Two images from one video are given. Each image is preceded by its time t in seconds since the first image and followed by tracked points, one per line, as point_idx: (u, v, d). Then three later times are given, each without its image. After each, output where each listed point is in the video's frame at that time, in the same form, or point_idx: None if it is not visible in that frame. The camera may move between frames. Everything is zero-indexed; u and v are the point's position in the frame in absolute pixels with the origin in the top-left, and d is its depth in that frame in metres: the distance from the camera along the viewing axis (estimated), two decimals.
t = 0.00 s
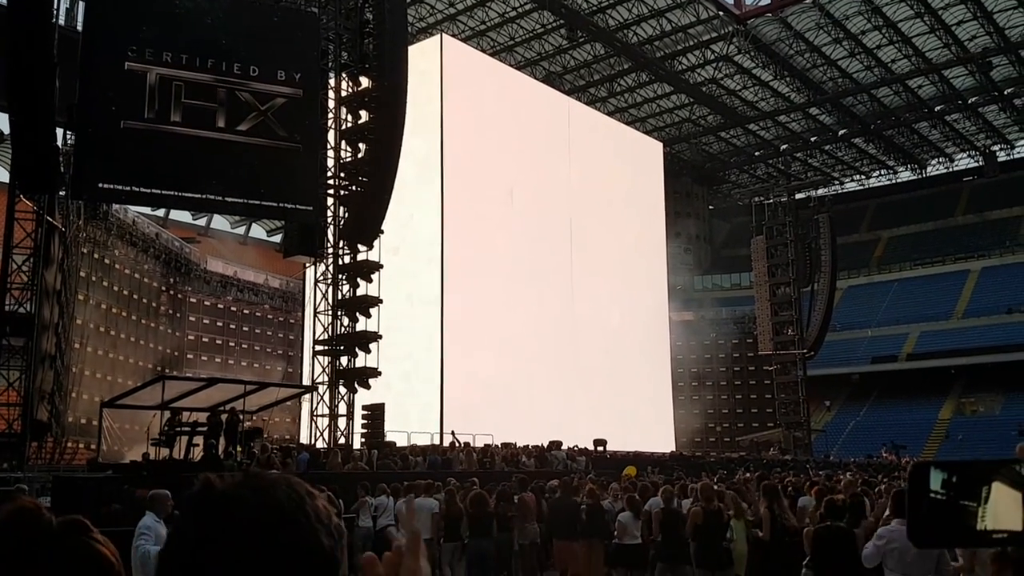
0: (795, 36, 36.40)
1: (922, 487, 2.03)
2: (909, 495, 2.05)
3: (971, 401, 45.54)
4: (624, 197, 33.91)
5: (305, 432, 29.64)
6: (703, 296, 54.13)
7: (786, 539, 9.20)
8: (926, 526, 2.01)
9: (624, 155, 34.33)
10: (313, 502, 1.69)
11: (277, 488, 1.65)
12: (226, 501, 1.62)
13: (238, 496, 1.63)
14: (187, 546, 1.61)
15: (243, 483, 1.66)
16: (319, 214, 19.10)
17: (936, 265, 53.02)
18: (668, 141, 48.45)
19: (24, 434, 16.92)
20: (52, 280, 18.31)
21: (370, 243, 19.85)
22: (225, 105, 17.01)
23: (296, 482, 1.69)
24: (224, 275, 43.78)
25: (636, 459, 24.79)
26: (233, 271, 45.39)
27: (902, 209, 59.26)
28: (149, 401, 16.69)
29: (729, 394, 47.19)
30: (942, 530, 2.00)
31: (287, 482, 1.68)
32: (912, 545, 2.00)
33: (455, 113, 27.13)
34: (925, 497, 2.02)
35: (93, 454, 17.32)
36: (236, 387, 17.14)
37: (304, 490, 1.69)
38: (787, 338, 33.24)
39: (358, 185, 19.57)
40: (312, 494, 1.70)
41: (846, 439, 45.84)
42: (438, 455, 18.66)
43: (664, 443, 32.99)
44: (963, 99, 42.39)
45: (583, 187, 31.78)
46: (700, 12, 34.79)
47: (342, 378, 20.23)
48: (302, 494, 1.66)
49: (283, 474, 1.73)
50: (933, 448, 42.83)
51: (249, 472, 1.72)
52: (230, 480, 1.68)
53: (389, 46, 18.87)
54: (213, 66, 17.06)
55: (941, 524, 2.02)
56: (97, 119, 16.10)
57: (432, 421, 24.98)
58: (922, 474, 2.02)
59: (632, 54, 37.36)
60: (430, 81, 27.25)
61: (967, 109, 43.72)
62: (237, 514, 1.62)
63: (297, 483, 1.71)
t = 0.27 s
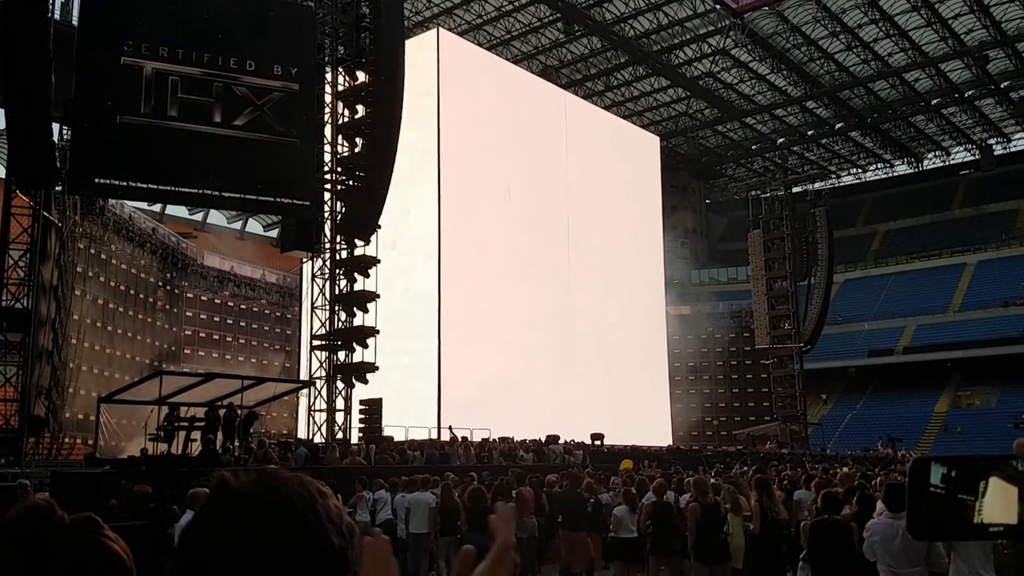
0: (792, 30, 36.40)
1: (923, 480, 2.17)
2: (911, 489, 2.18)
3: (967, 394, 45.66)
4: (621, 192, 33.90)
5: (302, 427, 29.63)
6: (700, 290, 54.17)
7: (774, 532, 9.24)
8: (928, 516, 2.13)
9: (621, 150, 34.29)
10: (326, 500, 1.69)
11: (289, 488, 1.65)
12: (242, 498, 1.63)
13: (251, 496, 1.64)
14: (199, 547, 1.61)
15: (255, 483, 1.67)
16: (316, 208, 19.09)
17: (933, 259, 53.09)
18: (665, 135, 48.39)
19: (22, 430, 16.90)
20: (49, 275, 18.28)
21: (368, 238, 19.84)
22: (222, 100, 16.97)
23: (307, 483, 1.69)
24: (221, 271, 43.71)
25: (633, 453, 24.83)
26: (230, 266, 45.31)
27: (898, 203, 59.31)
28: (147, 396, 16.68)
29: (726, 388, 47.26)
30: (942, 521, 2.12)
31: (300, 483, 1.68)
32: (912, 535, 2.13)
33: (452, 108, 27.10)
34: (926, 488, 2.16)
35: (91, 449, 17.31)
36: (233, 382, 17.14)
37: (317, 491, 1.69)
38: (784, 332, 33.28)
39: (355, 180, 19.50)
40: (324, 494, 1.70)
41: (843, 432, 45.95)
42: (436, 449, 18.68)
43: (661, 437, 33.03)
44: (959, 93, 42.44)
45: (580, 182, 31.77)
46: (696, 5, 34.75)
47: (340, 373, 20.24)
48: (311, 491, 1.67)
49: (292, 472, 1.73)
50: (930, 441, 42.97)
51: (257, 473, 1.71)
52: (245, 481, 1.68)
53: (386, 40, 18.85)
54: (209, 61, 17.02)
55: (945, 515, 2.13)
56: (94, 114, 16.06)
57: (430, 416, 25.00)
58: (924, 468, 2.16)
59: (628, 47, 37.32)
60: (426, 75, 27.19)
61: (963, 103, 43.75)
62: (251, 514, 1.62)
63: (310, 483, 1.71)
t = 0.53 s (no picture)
0: (785, 21, 36.39)
1: (915, 475, 1.97)
2: (902, 485, 1.98)
3: (959, 385, 45.87)
4: (614, 184, 33.90)
5: (296, 420, 29.64)
6: (694, 282, 54.26)
7: (764, 522, 9.31)
8: (920, 512, 1.95)
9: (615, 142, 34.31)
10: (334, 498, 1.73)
11: (280, 487, 1.69)
12: (239, 496, 1.66)
13: (245, 496, 1.67)
14: (191, 549, 1.63)
15: (252, 483, 1.71)
16: (309, 201, 19.05)
17: (925, 251, 53.25)
18: (659, 127, 48.38)
19: (15, 423, 16.87)
20: (41, 268, 18.21)
21: (361, 231, 19.80)
22: (214, 91, 16.90)
23: (306, 479, 1.73)
24: (214, 263, 43.62)
25: (627, 444, 24.91)
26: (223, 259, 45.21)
27: (891, 195, 59.45)
28: (141, 389, 16.66)
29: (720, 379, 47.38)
30: (933, 517, 1.94)
31: (298, 480, 1.72)
32: (904, 530, 1.94)
33: (446, 100, 27.05)
34: (917, 485, 1.96)
35: (84, 442, 17.29)
36: (227, 374, 17.13)
37: (313, 485, 1.73)
38: (777, 323, 33.38)
39: (349, 173, 19.42)
40: (325, 488, 1.74)
41: (835, 423, 46.13)
42: (430, 442, 18.71)
43: (654, 428, 33.12)
44: (952, 84, 42.51)
45: (573, 174, 31.77)
46: None
47: (334, 366, 20.24)
48: (308, 489, 1.70)
49: (289, 472, 1.79)
50: (922, 432, 43.18)
51: (249, 474, 1.74)
52: (235, 481, 1.72)
53: (379, 32, 18.79)
54: (201, 53, 16.95)
55: (938, 510, 1.95)
56: (85, 106, 15.95)
57: (424, 408, 25.02)
58: (914, 463, 1.96)
59: (622, 39, 37.27)
60: (420, 67, 27.14)
61: (955, 94, 43.83)
62: (250, 508, 1.65)
63: (305, 476, 1.77)
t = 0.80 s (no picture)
0: (779, 23, 36.48)
1: (904, 474, 1.93)
2: (892, 481, 1.93)
3: (954, 386, 45.99)
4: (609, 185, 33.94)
5: (292, 422, 29.62)
6: (689, 283, 54.34)
7: (757, 522, 9.33)
8: (911, 508, 1.89)
9: (610, 143, 34.35)
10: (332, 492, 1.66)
11: (279, 488, 1.62)
12: (256, 495, 1.61)
13: (253, 489, 1.62)
14: (210, 548, 1.58)
15: (254, 481, 1.64)
16: (304, 203, 19.05)
17: (919, 251, 53.39)
18: (653, 129, 48.44)
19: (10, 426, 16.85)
20: (36, 270, 18.19)
21: (357, 233, 19.80)
22: (208, 93, 16.90)
23: (302, 475, 1.67)
24: (208, 265, 43.55)
25: (623, 445, 24.93)
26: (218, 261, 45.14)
27: (885, 196, 59.59)
28: (136, 392, 16.64)
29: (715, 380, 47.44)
30: (924, 514, 1.88)
31: (300, 478, 1.66)
32: (894, 527, 1.89)
33: (440, 102, 27.07)
34: (908, 483, 1.91)
35: (80, 445, 17.26)
36: (222, 377, 17.11)
37: (311, 481, 1.67)
38: (772, 324, 33.44)
39: (344, 175, 19.51)
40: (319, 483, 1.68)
41: (831, 424, 46.22)
42: (425, 443, 18.70)
43: (650, 429, 33.16)
44: (945, 86, 42.63)
45: (568, 175, 31.80)
46: None
47: (329, 368, 20.23)
48: (306, 484, 1.65)
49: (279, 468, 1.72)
50: (917, 432, 43.30)
51: (262, 471, 1.69)
52: (235, 480, 1.66)
53: (373, 34, 18.81)
54: (195, 55, 16.96)
55: (928, 509, 1.90)
56: (79, 108, 15.94)
57: (420, 410, 25.03)
58: (904, 461, 1.92)
59: (616, 41, 37.32)
60: (414, 68, 27.15)
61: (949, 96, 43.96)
62: (279, 515, 1.59)
63: (296, 472, 1.70)
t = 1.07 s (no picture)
0: (774, 24, 36.54)
1: (896, 482, 1.89)
2: (882, 488, 1.90)
3: (949, 386, 46.07)
4: (606, 186, 33.96)
5: (288, 424, 29.59)
6: (686, 284, 54.38)
7: (752, 523, 9.38)
8: (902, 515, 1.85)
9: (606, 144, 34.39)
10: (338, 500, 1.58)
11: (292, 500, 1.55)
12: (275, 502, 1.55)
13: (274, 499, 1.55)
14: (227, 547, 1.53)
15: (271, 493, 1.57)
16: (301, 204, 19.03)
17: (915, 252, 53.49)
18: (649, 130, 48.47)
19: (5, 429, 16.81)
20: (32, 273, 18.16)
21: (353, 234, 19.78)
22: (204, 95, 16.89)
23: (310, 485, 1.59)
24: (205, 267, 43.50)
25: (619, 446, 24.94)
26: (215, 263, 45.09)
27: (881, 196, 59.71)
28: (132, 394, 16.60)
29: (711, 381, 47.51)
30: (914, 524, 1.84)
31: (304, 489, 1.58)
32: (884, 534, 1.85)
33: (437, 103, 27.08)
34: (897, 493, 1.87)
35: (76, 447, 17.23)
36: (218, 379, 17.09)
37: (328, 492, 1.59)
38: (768, 325, 33.46)
39: (340, 176, 19.46)
40: (332, 492, 1.61)
41: (827, 424, 46.28)
42: (421, 446, 18.69)
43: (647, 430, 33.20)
44: (941, 87, 42.73)
45: (565, 176, 31.81)
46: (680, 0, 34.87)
47: (325, 369, 20.21)
48: (314, 493, 1.57)
49: (297, 477, 1.65)
50: (913, 432, 43.38)
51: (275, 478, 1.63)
52: (248, 490, 1.59)
53: (369, 35, 18.82)
54: (192, 57, 16.95)
55: (915, 517, 1.86)
56: (75, 110, 15.91)
57: (416, 412, 25.04)
58: (894, 469, 1.88)
59: (612, 42, 37.38)
60: (411, 69, 27.17)
61: (944, 96, 44.04)
62: (295, 521, 1.53)
63: (312, 481, 1.63)
